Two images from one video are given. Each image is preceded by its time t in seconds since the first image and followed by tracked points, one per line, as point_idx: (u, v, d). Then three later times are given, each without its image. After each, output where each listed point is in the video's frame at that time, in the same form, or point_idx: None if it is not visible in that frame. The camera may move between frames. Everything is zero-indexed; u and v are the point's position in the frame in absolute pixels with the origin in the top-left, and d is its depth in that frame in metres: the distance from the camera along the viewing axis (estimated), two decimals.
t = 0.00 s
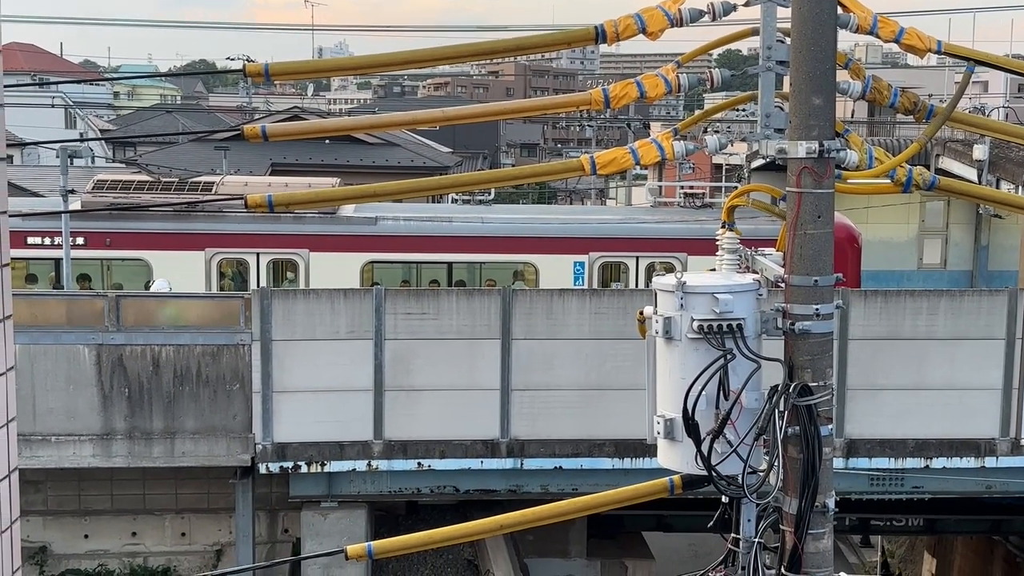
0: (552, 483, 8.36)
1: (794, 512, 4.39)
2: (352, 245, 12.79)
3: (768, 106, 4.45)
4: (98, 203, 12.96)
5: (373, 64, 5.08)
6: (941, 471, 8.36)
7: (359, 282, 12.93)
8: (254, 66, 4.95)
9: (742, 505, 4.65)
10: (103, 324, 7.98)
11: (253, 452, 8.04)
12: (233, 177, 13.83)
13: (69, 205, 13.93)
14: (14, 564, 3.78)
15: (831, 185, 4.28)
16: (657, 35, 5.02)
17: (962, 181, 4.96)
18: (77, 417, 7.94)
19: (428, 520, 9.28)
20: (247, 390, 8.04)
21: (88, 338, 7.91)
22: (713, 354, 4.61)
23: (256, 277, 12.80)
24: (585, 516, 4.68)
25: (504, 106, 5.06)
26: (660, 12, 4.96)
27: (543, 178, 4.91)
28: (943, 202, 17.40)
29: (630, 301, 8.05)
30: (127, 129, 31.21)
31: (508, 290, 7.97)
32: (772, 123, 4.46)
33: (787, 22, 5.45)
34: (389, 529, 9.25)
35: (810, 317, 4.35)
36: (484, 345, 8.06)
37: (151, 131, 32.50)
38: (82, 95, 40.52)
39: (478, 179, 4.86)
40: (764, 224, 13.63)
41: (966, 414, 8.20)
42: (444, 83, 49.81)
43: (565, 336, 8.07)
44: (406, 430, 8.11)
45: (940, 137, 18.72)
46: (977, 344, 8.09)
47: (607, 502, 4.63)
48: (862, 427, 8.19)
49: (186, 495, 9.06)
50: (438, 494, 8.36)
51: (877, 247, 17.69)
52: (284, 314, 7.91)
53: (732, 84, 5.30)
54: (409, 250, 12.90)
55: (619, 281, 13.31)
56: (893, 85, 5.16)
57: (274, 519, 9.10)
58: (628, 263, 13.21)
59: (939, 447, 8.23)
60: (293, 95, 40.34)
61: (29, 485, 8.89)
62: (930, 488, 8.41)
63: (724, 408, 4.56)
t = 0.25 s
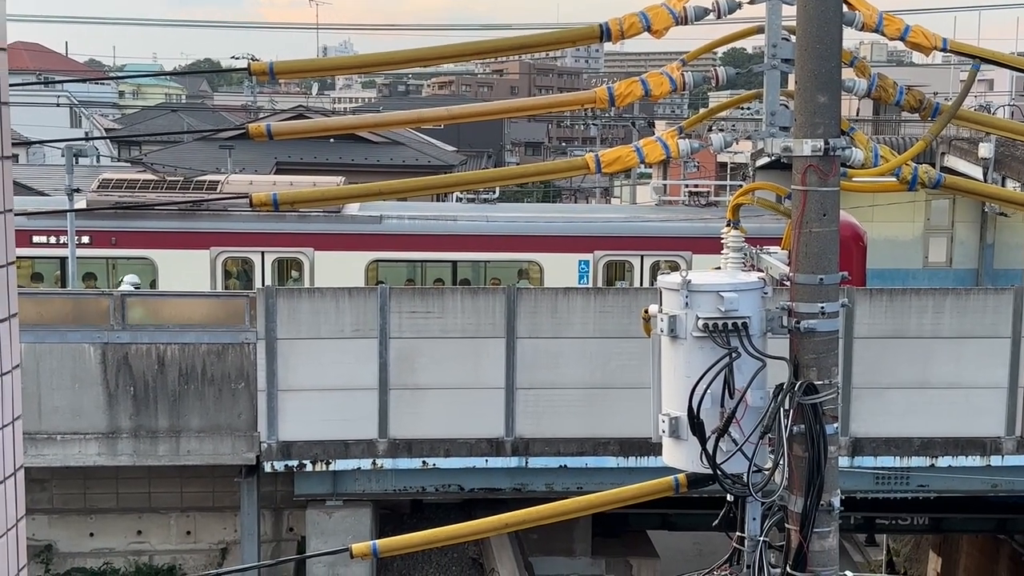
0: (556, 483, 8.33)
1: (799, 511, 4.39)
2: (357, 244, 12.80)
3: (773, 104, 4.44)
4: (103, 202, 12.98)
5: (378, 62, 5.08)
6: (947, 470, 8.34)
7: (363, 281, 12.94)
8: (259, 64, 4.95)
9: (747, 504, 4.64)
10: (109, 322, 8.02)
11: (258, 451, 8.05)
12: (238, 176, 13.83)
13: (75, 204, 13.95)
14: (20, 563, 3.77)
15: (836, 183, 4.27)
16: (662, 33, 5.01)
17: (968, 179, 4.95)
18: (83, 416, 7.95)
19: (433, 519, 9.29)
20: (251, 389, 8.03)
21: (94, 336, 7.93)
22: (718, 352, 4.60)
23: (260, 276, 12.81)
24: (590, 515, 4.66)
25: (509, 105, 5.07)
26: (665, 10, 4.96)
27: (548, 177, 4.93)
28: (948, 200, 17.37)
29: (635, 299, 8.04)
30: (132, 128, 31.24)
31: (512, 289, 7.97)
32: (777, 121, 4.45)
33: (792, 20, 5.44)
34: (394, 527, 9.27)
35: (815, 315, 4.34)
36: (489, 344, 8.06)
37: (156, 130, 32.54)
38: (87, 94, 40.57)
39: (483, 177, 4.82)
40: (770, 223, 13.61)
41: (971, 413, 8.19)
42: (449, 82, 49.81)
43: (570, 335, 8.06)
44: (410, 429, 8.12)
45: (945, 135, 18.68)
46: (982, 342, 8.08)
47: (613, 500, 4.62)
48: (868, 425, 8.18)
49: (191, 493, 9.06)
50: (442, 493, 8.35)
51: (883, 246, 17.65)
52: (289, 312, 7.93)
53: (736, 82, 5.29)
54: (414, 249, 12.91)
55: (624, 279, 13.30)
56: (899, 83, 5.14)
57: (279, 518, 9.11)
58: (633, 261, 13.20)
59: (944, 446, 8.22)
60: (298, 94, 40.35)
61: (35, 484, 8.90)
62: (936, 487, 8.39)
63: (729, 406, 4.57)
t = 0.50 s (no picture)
0: (561, 481, 8.34)
1: (805, 510, 4.39)
2: (361, 243, 12.81)
3: (778, 103, 4.44)
4: (109, 201, 13.01)
5: (383, 61, 5.08)
6: (952, 469, 8.32)
7: (368, 279, 12.96)
8: (264, 63, 4.96)
9: (752, 503, 4.63)
10: (114, 321, 8.01)
11: (264, 449, 8.07)
12: (243, 175, 13.84)
13: (80, 203, 13.97)
14: (27, 561, 3.78)
15: (842, 182, 4.26)
16: (667, 32, 5.01)
17: (973, 178, 4.95)
18: (88, 415, 7.96)
19: (438, 517, 9.30)
20: (257, 387, 8.05)
21: (99, 335, 7.94)
22: (723, 351, 4.60)
23: (265, 275, 12.82)
24: (596, 514, 4.65)
25: (514, 104, 5.08)
26: (670, 9, 4.96)
27: (552, 176, 4.93)
28: (953, 199, 17.36)
29: (640, 298, 8.04)
30: (137, 127, 31.28)
31: (517, 287, 7.97)
32: (783, 120, 4.46)
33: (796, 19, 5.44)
34: (399, 526, 9.28)
35: (821, 314, 4.34)
36: (494, 342, 8.05)
37: (161, 129, 32.58)
38: (92, 93, 40.62)
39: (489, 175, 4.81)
40: (774, 221, 13.61)
41: (977, 412, 8.17)
42: (453, 81, 49.81)
43: (575, 334, 8.06)
44: (415, 428, 8.12)
45: (951, 134, 18.65)
46: (988, 341, 8.06)
47: (619, 498, 4.61)
48: (873, 424, 8.17)
49: (196, 492, 9.10)
50: (447, 492, 8.36)
51: (888, 245, 17.60)
52: (294, 311, 7.94)
53: (741, 81, 5.29)
54: (418, 248, 12.92)
55: (628, 278, 13.30)
56: (905, 82, 5.13)
57: (284, 516, 9.13)
58: (638, 260, 13.20)
59: (950, 445, 8.20)
60: (302, 94, 40.37)
61: (40, 482, 8.92)
62: (942, 485, 8.37)
63: (734, 405, 4.56)
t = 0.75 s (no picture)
0: (567, 480, 8.34)
1: (812, 510, 4.38)
2: (367, 242, 12.82)
3: (785, 101, 4.42)
4: (115, 200, 13.03)
5: (389, 60, 5.07)
6: (959, 468, 8.31)
7: (374, 278, 12.98)
8: (270, 63, 4.96)
9: (759, 502, 4.62)
10: (121, 321, 8.04)
11: (270, 448, 8.07)
12: (249, 174, 13.85)
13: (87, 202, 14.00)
14: (34, 560, 3.79)
15: (849, 181, 4.26)
16: (674, 31, 5.00)
17: (981, 177, 4.93)
18: (95, 414, 7.98)
19: (443, 516, 9.31)
20: (262, 386, 8.05)
21: (106, 334, 7.96)
22: (729, 351, 4.59)
23: (272, 274, 12.84)
24: (601, 513, 4.65)
25: (520, 103, 5.08)
26: (677, 7, 4.95)
27: (558, 174, 4.90)
28: (960, 198, 17.31)
29: (646, 297, 8.04)
30: (144, 126, 31.33)
31: (523, 287, 7.97)
32: (789, 118, 4.42)
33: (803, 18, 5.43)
34: (404, 525, 9.29)
35: (827, 313, 4.33)
36: (500, 341, 8.06)
37: (167, 128, 32.62)
38: (98, 92, 40.67)
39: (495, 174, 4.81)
40: (780, 220, 13.59)
41: (984, 412, 8.15)
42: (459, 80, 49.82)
43: (580, 333, 8.06)
44: (421, 427, 8.12)
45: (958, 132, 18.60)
46: (995, 341, 8.03)
47: (624, 498, 4.61)
48: (880, 424, 8.16)
49: (202, 490, 9.08)
50: (453, 491, 8.36)
51: (895, 244, 17.57)
52: (300, 310, 7.95)
53: (748, 80, 5.28)
54: (424, 247, 12.92)
55: (634, 277, 13.28)
56: (912, 80, 5.12)
57: (290, 515, 9.15)
58: (644, 259, 13.19)
59: (956, 444, 8.19)
60: (308, 93, 40.39)
61: (47, 481, 8.93)
62: (948, 485, 8.36)
63: (740, 404, 4.56)
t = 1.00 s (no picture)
0: (572, 479, 8.34)
1: (817, 509, 4.37)
2: (372, 241, 12.83)
3: (790, 100, 4.40)
4: (120, 199, 13.05)
5: (394, 59, 5.07)
6: (965, 467, 8.29)
7: (379, 277, 12.98)
8: (275, 61, 4.96)
9: (764, 501, 4.61)
10: (126, 319, 8.03)
11: (274, 446, 8.08)
12: (254, 173, 13.86)
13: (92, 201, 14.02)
14: (39, 557, 3.79)
15: (855, 179, 4.25)
16: (679, 29, 4.99)
17: (988, 175, 4.92)
18: (101, 412, 7.99)
19: (448, 515, 9.31)
20: (267, 385, 8.06)
21: (111, 332, 7.98)
22: (735, 349, 4.58)
23: (276, 273, 12.85)
24: (605, 512, 4.64)
25: (525, 101, 5.09)
26: (682, 5, 4.93)
27: (563, 173, 4.87)
28: (966, 197, 17.28)
29: (650, 296, 8.02)
30: (149, 125, 31.38)
31: (527, 285, 7.96)
32: (795, 117, 4.41)
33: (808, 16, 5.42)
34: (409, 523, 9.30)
35: (833, 312, 4.32)
36: (504, 340, 8.06)
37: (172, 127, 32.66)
38: (104, 91, 40.74)
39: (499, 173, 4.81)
40: (786, 219, 13.57)
41: (989, 411, 8.13)
42: (464, 79, 49.83)
43: (585, 332, 8.06)
44: (425, 425, 8.12)
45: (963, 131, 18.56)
46: (1001, 340, 8.01)
47: (628, 497, 4.62)
48: (885, 423, 8.15)
49: (207, 489, 9.13)
50: (457, 490, 8.36)
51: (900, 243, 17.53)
52: (305, 309, 7.95)
53: (753, 78, 5.27)
54: (429, 245, 12.92)
55: (639, 276, 13.27)
56: (918, 78, 5.10)
57: (295, 513, 9.16)
58: (649, 258, 13.18)
59: (962, 444, 8.17)
60: (313, 91, 40.42)
61: (52, 479, 8.96)
62: (954, 485, 8.33)
63: (745, 403, 4.54)
